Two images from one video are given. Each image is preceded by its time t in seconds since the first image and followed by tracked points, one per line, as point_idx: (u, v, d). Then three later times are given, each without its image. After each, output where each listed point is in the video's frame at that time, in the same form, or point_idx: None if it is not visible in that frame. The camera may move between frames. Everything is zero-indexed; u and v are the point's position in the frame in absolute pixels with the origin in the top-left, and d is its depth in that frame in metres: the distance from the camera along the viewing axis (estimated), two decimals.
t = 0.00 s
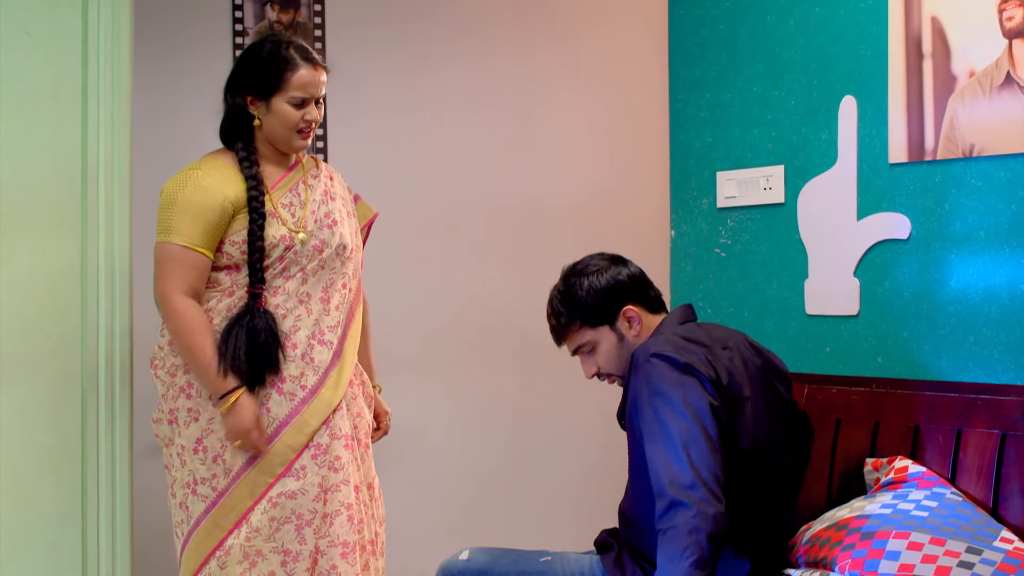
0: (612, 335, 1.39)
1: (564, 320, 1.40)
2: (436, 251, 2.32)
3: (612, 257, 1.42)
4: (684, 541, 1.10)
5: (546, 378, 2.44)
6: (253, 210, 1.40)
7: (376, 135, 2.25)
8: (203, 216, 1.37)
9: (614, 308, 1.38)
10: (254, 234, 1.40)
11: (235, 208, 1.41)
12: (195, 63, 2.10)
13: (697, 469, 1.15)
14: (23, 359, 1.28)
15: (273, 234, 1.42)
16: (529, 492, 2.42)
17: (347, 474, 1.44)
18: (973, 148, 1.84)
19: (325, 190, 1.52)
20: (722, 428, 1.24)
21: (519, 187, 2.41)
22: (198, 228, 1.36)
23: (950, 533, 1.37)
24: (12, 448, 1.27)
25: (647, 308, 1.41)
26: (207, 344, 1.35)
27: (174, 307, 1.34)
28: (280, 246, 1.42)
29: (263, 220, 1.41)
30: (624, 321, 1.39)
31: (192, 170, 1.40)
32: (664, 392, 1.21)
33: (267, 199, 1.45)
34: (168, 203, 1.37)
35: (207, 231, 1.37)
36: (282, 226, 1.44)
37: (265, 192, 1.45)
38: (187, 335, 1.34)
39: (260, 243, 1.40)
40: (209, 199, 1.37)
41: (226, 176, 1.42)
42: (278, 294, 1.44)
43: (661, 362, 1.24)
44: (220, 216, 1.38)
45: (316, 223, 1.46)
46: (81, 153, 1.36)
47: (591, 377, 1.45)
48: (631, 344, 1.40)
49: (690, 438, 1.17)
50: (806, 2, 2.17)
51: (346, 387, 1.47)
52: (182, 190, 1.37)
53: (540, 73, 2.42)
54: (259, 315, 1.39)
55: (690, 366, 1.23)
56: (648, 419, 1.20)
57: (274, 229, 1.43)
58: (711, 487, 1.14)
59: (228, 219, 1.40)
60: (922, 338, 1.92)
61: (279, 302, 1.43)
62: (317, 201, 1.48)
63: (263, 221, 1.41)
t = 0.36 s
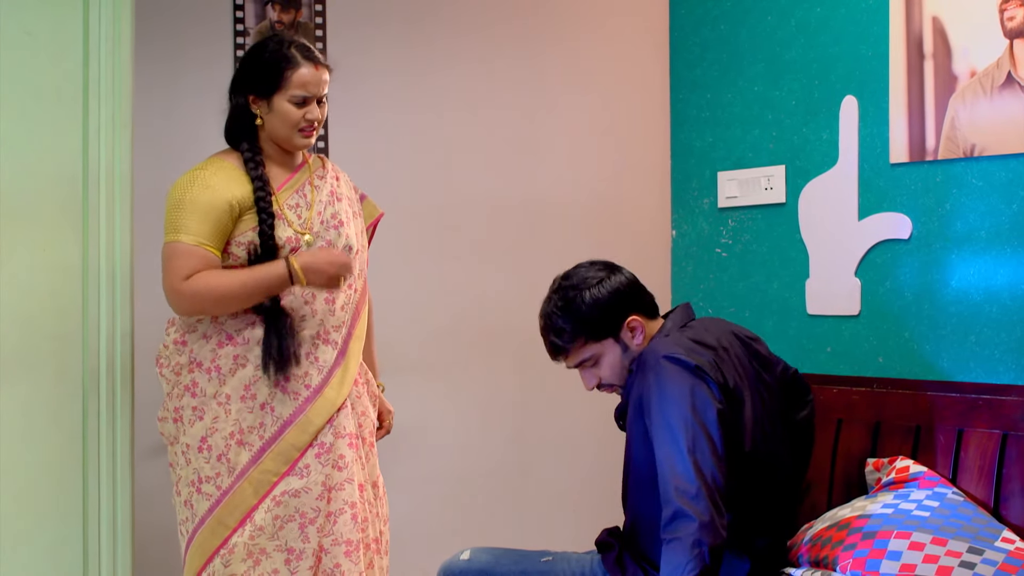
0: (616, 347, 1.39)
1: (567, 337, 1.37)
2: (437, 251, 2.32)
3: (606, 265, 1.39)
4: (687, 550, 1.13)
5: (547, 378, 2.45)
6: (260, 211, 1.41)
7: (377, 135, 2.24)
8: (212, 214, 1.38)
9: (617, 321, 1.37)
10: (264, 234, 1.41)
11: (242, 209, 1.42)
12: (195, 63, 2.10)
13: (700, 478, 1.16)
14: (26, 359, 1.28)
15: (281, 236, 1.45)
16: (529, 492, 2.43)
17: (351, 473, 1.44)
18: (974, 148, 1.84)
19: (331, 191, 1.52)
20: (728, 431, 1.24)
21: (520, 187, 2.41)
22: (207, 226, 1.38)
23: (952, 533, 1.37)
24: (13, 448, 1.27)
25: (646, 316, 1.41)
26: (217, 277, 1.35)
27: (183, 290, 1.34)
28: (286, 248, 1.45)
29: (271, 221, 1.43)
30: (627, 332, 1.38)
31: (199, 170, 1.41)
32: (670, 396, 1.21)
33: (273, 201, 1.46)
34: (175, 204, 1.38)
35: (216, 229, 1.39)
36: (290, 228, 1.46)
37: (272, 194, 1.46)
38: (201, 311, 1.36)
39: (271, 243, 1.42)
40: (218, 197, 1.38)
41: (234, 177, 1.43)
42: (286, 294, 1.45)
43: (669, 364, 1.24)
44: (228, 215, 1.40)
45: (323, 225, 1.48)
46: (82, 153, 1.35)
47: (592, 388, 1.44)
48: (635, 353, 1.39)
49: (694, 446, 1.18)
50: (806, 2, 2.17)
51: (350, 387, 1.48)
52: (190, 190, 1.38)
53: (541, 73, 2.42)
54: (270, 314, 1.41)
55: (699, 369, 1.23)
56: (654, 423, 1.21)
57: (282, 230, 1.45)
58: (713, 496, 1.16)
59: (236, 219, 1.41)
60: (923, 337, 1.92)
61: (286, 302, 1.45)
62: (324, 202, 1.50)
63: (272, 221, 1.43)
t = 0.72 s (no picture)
0: (614, 340, 1.38)
1: (566, 327, 1.37)
2: (438, 251, 2.31)
3: (609, 259, 1.39)
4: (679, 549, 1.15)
5: (548, 378, 2.44)
6: (267, 212, 1.43)
7: (378, 135, 2.24)
8: (221, 215, 1.39)
9: (615, 313, 1.36)
10: (270, 234, 1.43)
11: (250, 210, 1.43)
12: (196, 63, 2.10)
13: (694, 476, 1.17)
14: (27, 359, 1.27)
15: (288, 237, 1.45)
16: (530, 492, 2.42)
17: (356, 474, 1.43)
18: (976, 148, 1.84)
19: (339, 192, 1.52)
20: (727, 426, 1.24)
21: (522, 187, 2.41)
22: (215, 227, 1.39)
23: (954, 533, 1.37)
24: (11, 448, 1.26)
25: (645, 310, 1.40)
26: (228, 269, 1.36)
27: (192, 290, 1.35)
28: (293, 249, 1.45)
29: (278, 222, 1.44)
30: (626, 325, 1.37)
31: (206, 172, 1.42)
32: (665, 394, 1.21)
33: (281, 202, 1.47)
34: (183, 205, 1.39)
35: (224, 230, 1.40)
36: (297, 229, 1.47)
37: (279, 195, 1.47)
38: (211, 310, 1.37)
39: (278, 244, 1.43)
40: (226, 198, 1.39)
41: (242, 177, 1.44)
42: (292, 295, 1.46)
43: (666, 361, 1.24)
44: (236, 216, 1.41)
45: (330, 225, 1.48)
46: (84, 153, 1.32)
47: (592, 381, 1.43)
48: (634, 348, 1.38)
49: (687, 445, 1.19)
50: (808, 1, 2.17)
51: (356, 389, 1.47)
52: (198, 191, 1.39)
53: (542, 73, 2.42)
54: (274, 310, 1.41)
55: (695, 365, 1.23)
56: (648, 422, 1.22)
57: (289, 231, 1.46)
58: (704, 494, 1.18)
59: (243, 220, 1.43)
60: (924, 337, 1.93)
61: (293, 303, 1.45)
62: (331, 203, 1.50)
63: (278, 222, 1.44)
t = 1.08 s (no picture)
0: (606, 340, 1.37)
1: (559, 328, 1.38)
2: (439, 251, 2.32)
3: (606, 260, 1.40)
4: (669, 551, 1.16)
5: (550, 378, 2.45)
6: (272, 211, 1.43)
7: (379, 134, 2.24)
8: (227, 215, 1.39)
9: (608, 314, 1.36)
10: (275, 234, 1.43)
11: (256, 209, 1.43)
12: (198, 63, 2.10)
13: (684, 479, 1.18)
14: (27, 363, 1.24)
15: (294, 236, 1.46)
16: (531, 492, 2.42)
17: (360, 474, 1.43)
18: (978, 148, 1.84)
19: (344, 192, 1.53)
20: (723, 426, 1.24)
21: (524, 187, 2.41)
22: (221, 225, 1.39)
23: (955, 533, 1.37)
24: (11, 456, 1.23)
25: (641, 312, 1.39)
26: (232, 270, 1.36)
27: (197, 289, 1.35)
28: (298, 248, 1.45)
29: (283, 221, 1.44)
30: (618, 326, 1.37)
31: (213, 171, 1.42)
32: (656, 395, 1.21)
33: (286, 202, 1.47)
34: (189, 204, 1.39)
35: (229, 229, 1.40)
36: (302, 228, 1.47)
37: (284, 194, 1.48)
38: (216, 309, 1.37)
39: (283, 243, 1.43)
40: (232, 197, 1.40)
41: (248, 177, 1.44)
42: (298, 294, 1.46)
43: (660, 361, 1.24)
44: (242, 215, 1.41)
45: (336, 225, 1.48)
46: (86, 151, 1.29)
47: (591, 382, 1.43)
48: (627, 349, 1.38)
49: (676, 445, 1.20)
50: (810, 1, 2.17)
51: (361, 388, 1.47)
52: (204, 190, 1.39)
53: (544, 73, 2.42)
54: (278, 309, 1.41)
55: (688, 365, 1.22)
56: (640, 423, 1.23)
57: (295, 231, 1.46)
58: (696, 495, 1.18)
59: (249, 219, 1.43)
60: (925, 337, 1.93)
61: (298, 302, 1.45)
62: (337, 203, 1.50)
63: (284, 221, 1.44)
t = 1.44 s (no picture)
0: (617, 345, 1.35)
1: (570, 331, 1.34)
2: (440, 251, 2.32)
3: (615, 260, 1.35)
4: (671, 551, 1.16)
5: (550, 378, 2.45)
6: (277, 211, 1.43)
7: (380, 134, 2.24)
8: (232, 215, 1.39)
9: (621, 320, 1.34)
10: (279, 234, 1.42)
11: (261, 209, 1.43)
12: (198, 63, 2.10)
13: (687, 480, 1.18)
14: (29, 365, 1.22)
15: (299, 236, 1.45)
16: (531, 491, 2.42)
17: (363, 475, 1.43)
18: (979, 148, 1.84)
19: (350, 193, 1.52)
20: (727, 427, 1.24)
21: (524, 187, 2.41)
22: (227, 225, 1.39)
23: (956, 533, 1.37)
24: (12, 461, 1.21)
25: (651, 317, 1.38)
26: (235, 270, 1.36)
27: (201, 288, 1.35)
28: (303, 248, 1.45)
29: (288, 221, 1.44)
30: (630, 332, 1.35)
31: (219, 171, 1.43)
32: (660, 397, 1.21)
33: (292, 202, 1.47)
34: (195, 203, 1.39)
35: (234, 229, 1.40)
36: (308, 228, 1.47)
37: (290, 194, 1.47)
38: (220, 308, 1.37)
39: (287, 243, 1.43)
40: (238, 197, 1.40)
41: (253, 177, 1.44)
42: (302, 294, 1.46)
43: (665, 363, 1.24)
44: (247, 215, 1.41)
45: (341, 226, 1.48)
46: (87, 152, 1.29)
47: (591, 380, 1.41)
48: (635, 355, 1.37)
49: (679, 447, 1.20)
50: (811, 1, 2.17)
51: (365, 389, 1.47)
52: (210, 190, 1.40)
53: (544, 73, 2.42)
54: (282, 308, 1.41)
55: (693, 367, 1.23)
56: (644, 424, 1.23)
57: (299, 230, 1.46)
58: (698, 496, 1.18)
59: (254, 219, 1.43)
60: (926, 337, 1.93)
61: (303, 302, 1.45)
62: (342, 203, 1.50)
63: (289, 221, 1.44)
